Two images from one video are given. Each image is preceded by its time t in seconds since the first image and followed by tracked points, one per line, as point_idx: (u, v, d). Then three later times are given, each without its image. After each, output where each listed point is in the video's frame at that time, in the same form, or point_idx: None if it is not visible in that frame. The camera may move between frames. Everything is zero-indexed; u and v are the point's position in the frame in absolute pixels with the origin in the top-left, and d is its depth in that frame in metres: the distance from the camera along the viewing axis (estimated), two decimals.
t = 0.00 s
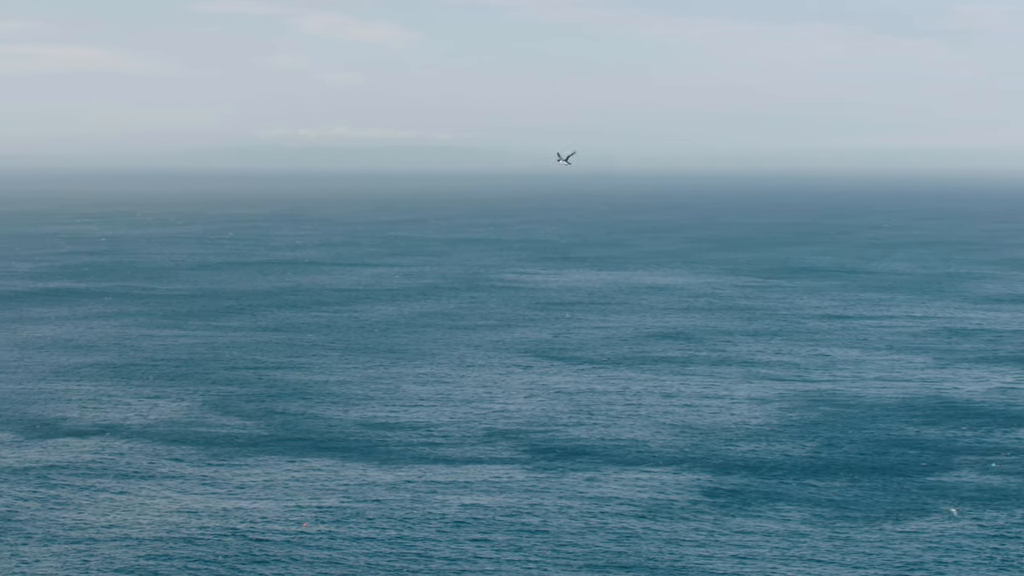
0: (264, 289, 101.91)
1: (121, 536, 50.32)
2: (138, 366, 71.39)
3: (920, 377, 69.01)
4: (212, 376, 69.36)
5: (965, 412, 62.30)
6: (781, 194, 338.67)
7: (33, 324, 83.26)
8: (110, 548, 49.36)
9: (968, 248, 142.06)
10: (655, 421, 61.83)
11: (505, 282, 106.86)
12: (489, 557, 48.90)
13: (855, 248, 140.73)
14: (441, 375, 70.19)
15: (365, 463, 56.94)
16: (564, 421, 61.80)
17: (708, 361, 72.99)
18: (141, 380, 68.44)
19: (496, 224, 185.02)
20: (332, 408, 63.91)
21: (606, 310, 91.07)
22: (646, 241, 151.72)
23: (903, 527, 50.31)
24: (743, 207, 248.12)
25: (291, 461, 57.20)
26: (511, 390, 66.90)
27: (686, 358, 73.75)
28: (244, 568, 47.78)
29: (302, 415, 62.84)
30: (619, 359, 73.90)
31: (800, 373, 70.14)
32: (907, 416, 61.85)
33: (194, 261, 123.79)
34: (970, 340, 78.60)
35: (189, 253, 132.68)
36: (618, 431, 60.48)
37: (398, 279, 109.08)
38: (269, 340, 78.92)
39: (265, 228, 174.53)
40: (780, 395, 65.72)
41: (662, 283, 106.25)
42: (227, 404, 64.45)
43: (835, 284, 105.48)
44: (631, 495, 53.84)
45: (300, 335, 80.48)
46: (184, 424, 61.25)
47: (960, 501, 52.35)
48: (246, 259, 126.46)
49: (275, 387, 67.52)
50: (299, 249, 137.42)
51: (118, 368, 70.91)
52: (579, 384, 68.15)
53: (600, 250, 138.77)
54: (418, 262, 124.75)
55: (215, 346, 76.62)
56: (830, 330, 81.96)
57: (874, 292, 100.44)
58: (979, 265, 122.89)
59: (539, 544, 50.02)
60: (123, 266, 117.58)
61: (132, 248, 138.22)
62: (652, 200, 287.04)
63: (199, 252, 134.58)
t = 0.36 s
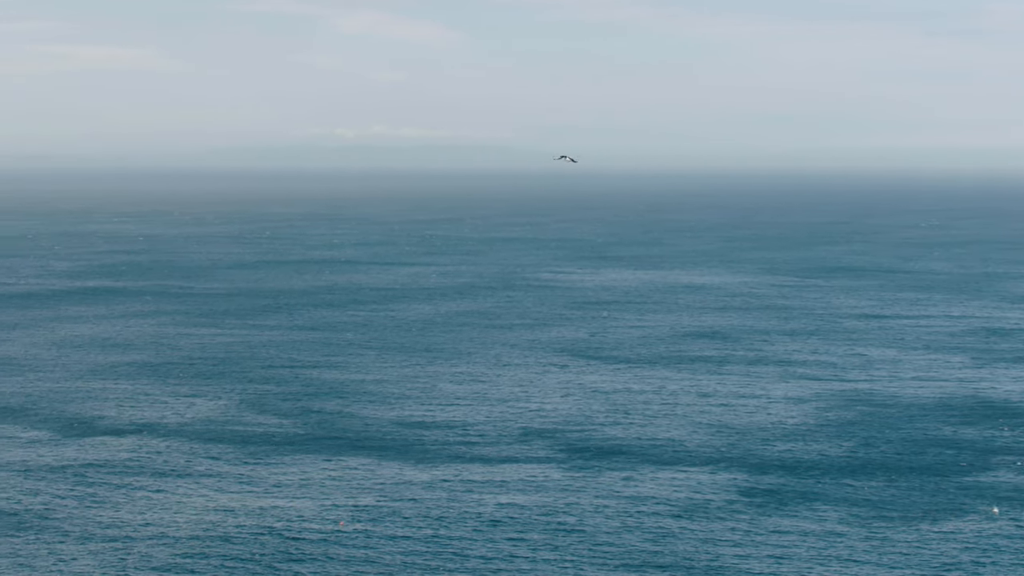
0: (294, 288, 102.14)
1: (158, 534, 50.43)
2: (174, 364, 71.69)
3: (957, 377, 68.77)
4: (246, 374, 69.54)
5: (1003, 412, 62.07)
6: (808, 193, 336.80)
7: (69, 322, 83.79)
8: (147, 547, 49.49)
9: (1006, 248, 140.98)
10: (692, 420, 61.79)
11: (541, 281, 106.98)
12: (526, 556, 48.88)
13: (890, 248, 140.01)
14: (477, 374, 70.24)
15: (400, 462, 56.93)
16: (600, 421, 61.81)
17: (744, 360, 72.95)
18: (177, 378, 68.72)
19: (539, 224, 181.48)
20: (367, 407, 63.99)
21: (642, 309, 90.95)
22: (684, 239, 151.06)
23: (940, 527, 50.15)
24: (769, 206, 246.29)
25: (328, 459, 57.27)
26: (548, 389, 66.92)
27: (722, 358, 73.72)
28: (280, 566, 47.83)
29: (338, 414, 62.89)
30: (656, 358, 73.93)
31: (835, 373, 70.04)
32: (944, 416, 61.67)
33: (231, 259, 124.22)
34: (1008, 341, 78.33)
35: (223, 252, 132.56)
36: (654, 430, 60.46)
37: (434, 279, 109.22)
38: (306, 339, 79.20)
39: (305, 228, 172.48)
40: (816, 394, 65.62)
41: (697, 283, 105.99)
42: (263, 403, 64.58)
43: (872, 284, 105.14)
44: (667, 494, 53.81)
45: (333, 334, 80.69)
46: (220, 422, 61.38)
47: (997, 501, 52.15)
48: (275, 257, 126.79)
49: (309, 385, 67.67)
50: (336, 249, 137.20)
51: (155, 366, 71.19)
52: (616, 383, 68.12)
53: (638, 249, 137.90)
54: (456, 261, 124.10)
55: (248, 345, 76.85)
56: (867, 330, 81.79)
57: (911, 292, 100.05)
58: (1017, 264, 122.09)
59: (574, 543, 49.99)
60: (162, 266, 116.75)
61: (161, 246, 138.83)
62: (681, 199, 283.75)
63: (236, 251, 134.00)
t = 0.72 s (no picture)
0: (325, 287, 102.36)
1: (193, 532, 50.54)
2: (209, 363, 71.98)
3: (994, 377, 68.53)
4: (280, 373, 69.73)
5: None
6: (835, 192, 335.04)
7: (107, 321, 84.28)
8: (183, 545, 49.56)
9: None
10: (727, 419, 61.75)
11: (576, 281, 106.89)
12: (561, 555, 48.84)
13: (924, 248, 139.32)
14: (512, 373, 70.30)
15: (435, 461, 56.99)
16: (635, 420, 61.80)
17: (780, 360, 72.88)
18: (213, 377, 68.99)
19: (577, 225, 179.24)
20: (403, 406, 64.08)
21: (677, 308, 90.87)
22: (720, 240, 150.07)
23: (976, 527, 49.97)
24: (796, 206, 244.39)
25: (364, 458, 57.33)
26: (583, 388, 66.95)
27: (758, 357, 73.68)
28: (316, 565, 47.87)
29: (373, 413, 62.96)
30: (692, 357, 73.95)
31: (871, 373, 69.90)
32: (979, 416, 61.46)
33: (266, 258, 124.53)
34: None
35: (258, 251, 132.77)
36: (689, 430, 60.42)
37: (470, 277, 109.35)
38: (341, 338, 79.36)
39: (336, 227, 171.92)
40: (851, 394, 65.51)
41: (733, 282, 105.75)
42: (298, 401, 64.70)
43: (908, 284, 104.78)
44: (702, 494, 53.73)
45: (366, 333, 80.83)
46: (255, 421, 61.53)
47: None
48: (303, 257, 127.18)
49: (344, 384, 67.78)
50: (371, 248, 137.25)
51: (191, 365, 71.46)
52: (652, 382, 68.10)
53: (676, 250, 136.99)
54: (494, 261, 123.69)
55: (282, 344, 77.07)
56: (903, 329, 81.62)
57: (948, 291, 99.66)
58: None
59: (609, 543, 49.95)
60: (201, 266, 116.49)
61: (192, 245, 139.25)
62: (707, 199, 281.58)
63: (272, 250, 134.01)
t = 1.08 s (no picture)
0: (352, 286, 102.56)
1: (227, 531, 50.65)
2: (242, 361, 72.24)
3: None
4: (311, 372, 69.92)
5: None
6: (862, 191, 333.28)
7: (141, 320, 84.74)
8: (216, 543, 49.65)
9: None
10: (760, 419, 61.73)
11: (608, 280, 106.78)
12: (594, 554, 48.78)
13: (957, 247, 138.73)
14: (545, 372, 70.38)
15: (469, 460, 57.05)
16: (668, 419, 61.78)
17: (813, 359, 72.85)
18: (246, 375, 69.24)
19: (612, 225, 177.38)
20: (435, 404, 64.16)
21: (710, 308, 90.80)
22: (754, 239, 149.23)
23: (1010, 527, 49.76)
24: (821, 205, 242.64)
25: (397, 457, 57.40)
26: (615, 387, 67.01)
27: (791, 356, 73.68)
28: (349, 564, 47.88)
29: (406, 412, 63.04)
30: (726, 355, 74.03)
31: (905, 372, 69.74)
32: (1014, 416, 61.23)
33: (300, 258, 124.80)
34: None
35: (290, 250, 133.14)
36: (722, 429, 60.39)
37: (504, 276, 109.54)
38: (373, 336, 79.55)
39: (364, 227, 171.79)
40: (885, 393, 65.43)
41: (766, 282, 105.49)
42: (332, 400, 64.84)
43: (942, 282, 104.49)
44: (735, 494, 53.65)
45: (397, 332, 80.93)
46: (288, 420, 61.71)
47: None
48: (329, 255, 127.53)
49: (377, 383, 67.89)
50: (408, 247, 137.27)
51: (223, 364, 71.72)
52: (685, 381, 68.10)
53: (710, 250, 136.19)
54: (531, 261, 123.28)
55: (313, 343, 77.27)
56: (937, 329, 81.46)
57: (984, 291, 99.34)
58: None
59: (642, 542, 49.89)
60: (235, 265, 116.76)
61: (221, 244, 139.66)
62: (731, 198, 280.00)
63: (299, 249, 134.57)
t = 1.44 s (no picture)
0: (379, 284, 102.84)
1: (258, 528, 50.72)
2: (272, 359, 72.47)
3: None
4: (341, 370, 70.10)
5: None
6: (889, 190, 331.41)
7: (172, 318, 85.21)
8: (247, 541, 49.72)
9: None
10: (792, 417, 61.67)
11: (638, 278, 106.80)
12: (625, 553, 48.73)
13: (988, 246, 138.11)
14: (577, 371, 70.41)
15: (500, 458, 57.10)
16: (699, 418, 61.75)
17: (845, 358, 72.75)
18: (277, 373, 69.41)
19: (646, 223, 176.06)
20: (467, 402, 64.20)
21: (742, 306, 90.81)
22: (788, 238, 148.50)
23: None
24: (847, 205, 241.32)
25: (429, 455, 57.43)
26: (647, 386, 67.04)
27: (823, 355, 73.62)
28: (380, 562, 47.87)
29: (438, 410, 63.08)
30: (758, 354, 74.03)
31: (936, 371, 69.63)
32: None
33: (336, 256, 124.88)
34: None
35: (323, 248, 133.45)
36: (753, 428, 60.37)
37: (536, 274, 109.68)
38: (404, 335, 79.69)
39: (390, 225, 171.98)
40: (917, 392, 65.31)
41: (799, 281, 105.37)
42: (362, 398, 64.92)
43: (976, 281, 104.14)
44: (766, 492, 53.58)
45: (427, 330, 81.06)
46: (319, 418, 61.83)
47: None
48: (354, 253, 127.77)
49: (407, 381, 68.03)
50: (450, 247, 137.09)
51: (254, 362, 71.90)
52: (715, 380, 68.14)
53: (741, 248, 135.66)
54: (567, 260, 122.99)
55: (343, 341, 77.50)
56: (971, 327, 81.25)
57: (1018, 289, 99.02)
58: None
59: (674, 540, 49.82)
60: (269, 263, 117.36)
61: (250, 242, 140.25)
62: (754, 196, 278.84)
63: (323, 247, 134.97)
